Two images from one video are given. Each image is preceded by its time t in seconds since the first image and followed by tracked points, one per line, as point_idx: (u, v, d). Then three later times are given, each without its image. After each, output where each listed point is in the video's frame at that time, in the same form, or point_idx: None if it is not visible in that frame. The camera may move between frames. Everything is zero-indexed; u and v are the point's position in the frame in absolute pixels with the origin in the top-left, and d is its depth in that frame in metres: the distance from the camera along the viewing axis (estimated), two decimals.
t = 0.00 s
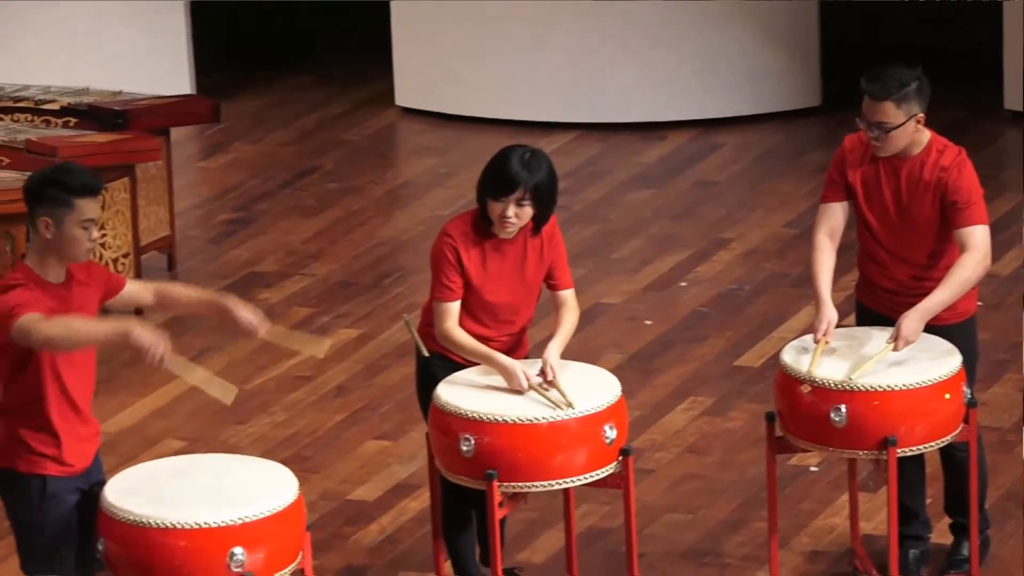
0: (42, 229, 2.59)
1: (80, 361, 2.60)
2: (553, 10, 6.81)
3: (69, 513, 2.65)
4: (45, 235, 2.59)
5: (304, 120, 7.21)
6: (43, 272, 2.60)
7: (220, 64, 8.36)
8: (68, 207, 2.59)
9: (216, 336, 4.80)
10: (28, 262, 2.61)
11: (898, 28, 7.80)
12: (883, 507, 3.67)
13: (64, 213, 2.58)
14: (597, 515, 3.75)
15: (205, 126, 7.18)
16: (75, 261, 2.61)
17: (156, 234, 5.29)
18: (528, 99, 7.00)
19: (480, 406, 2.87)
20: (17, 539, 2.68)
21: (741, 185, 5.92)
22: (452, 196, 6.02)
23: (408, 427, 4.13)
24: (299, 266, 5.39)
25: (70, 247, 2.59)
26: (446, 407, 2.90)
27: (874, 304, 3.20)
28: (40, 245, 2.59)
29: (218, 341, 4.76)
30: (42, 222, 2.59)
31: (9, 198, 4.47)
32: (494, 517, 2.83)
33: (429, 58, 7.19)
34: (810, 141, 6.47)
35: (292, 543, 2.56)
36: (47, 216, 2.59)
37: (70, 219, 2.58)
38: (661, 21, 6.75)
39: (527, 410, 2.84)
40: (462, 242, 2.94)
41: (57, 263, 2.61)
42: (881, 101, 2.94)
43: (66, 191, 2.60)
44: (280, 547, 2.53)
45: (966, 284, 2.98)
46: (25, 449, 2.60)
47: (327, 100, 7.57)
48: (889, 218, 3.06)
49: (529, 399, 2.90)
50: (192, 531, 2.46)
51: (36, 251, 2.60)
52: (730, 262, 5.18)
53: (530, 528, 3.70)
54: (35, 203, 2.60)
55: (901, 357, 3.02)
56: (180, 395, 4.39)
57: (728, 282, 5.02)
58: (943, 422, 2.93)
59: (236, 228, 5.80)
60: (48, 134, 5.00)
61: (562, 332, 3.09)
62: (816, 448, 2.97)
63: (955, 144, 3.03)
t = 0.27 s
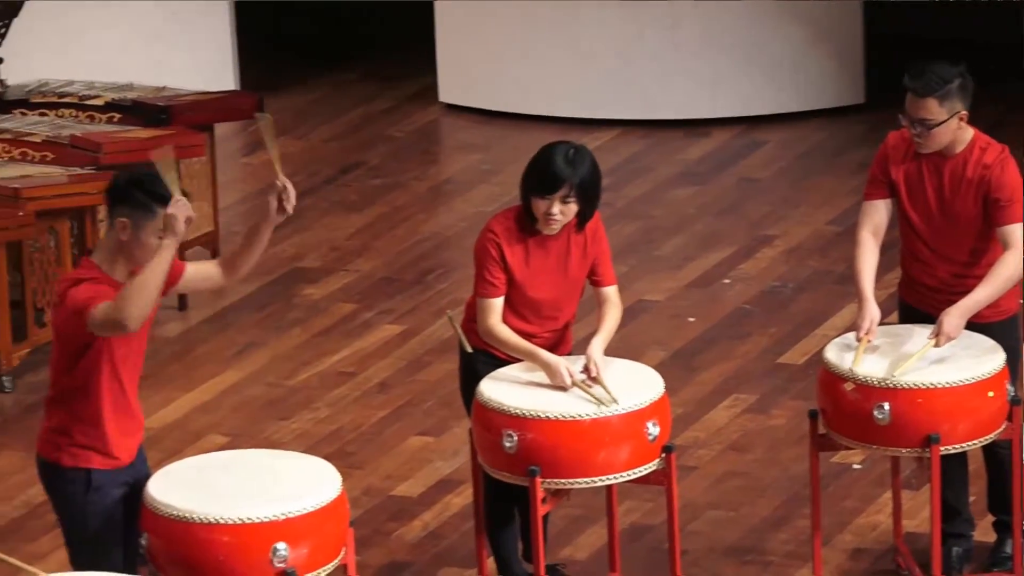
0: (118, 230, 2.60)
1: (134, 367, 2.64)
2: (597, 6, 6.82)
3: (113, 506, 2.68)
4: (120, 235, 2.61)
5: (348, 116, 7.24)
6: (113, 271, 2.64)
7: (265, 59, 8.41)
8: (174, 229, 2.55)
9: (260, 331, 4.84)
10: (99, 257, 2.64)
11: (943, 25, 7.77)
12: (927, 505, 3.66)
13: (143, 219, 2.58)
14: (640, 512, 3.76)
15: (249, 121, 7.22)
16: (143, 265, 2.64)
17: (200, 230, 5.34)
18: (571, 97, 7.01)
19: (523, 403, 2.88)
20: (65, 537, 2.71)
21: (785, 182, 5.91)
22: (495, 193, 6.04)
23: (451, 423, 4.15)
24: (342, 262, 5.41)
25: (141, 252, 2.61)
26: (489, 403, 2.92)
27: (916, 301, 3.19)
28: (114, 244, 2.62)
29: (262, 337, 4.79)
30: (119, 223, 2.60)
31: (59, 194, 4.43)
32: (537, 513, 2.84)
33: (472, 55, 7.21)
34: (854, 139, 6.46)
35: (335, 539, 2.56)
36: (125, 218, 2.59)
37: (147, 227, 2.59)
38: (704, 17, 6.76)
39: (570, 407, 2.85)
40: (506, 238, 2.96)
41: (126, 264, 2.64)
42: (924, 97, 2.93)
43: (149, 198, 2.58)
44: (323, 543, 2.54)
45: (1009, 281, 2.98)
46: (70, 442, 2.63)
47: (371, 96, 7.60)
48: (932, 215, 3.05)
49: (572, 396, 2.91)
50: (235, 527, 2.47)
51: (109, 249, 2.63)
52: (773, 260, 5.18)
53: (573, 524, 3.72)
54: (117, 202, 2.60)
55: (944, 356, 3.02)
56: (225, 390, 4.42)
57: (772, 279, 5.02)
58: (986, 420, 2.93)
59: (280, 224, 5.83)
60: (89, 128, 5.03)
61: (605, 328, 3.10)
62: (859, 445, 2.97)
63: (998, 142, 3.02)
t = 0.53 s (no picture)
0: (208, 247, 2.54)
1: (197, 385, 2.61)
2: None
3: (154, 498, 2.65)
4: (210, 253, 2.54)
5: (400, 107, 7.28)
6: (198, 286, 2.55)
7: (319, 51, 8.46)
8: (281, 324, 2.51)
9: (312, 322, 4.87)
10: (185, 267, 2.57)
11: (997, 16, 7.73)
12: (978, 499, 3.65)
13: (234, 240, 2.53)
14: (691, 504, 3.77)
15: (302, 112, 7.27)
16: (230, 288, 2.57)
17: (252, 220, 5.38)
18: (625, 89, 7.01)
19: (575, 395, 2.90)
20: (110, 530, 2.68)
21: (837, 175, 5.90)
22: (547, 184, 6.05)
23: (502, 414, 4.17)
24: (394, 253, 5.45)
25: (229, 273, 2.55)
26: (540, 395, 2.93)
27: (968, 294, 3.18)
28: (203, 260, 2.55)
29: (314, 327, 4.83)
30: (209, 240, 2.54)
31: (111, 184, 4.47)
32: (588, 505, 2.84)
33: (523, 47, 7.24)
34: (907, 132, 6.43)
35: (385, 530, 2.57)
36: (216, 237, 2.53)
37: (238, 249, 2.53)
38: (755, 9, 6.75)
39: (621, 399, 2.86)
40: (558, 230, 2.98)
41: (212, 282, 2.56)
42: (976, 90, 2.92)
43: (243, 221, 2.52)
44: (374, 534, 2.54)
45: None
46: (110, 433, 2.62)
47: (424, 88, 7.63)
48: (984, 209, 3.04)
49: (624, 388, 2.92)
50: (287, 517, 2.47)
51: (197, 264, 2.55)
52: (825, 252, 5.17)
53: (624, 516, 3.73)
54: (208, 219, 2.55)
55: (996, 349, 3.01)
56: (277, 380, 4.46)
57: (824, 272, 5.01)
58: None
59: (332, 215, 5.87)
60: (142, 117, 5.08)
61: (656, 320, 3.11)
62: (910, 438, 2.96)
63: None
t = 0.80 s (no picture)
0: (258, 243, 2.56)
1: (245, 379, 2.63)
2: None
3: (199, 487, 2.68)
4: (260, 249, 2.56)
5: (442, 98, 7.31)
6: (246, 280, 2.58)
7: (361, 42, 8.49)
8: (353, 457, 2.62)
9: (354, 313, 4.90)
10: (234, 262, 2.59)
11: None
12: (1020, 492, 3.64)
13: (285, 235, 2.55)
14: (731, 496, 3.78)
15: (344, 103, 7.30)
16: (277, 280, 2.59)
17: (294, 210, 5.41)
18: (664, 80, 7.05)
19: (616, 387, 2.90)
20: (155, 519, 2.71)
21: (879, 167, 5.88)
22: (588, 175, 6.06)
23: (543, 406, 4.19)
24: (435, 244, 5.47)
25: (280, 268, 2.56)
26: (580, 387, 2.95)
27: (1008, 287, 3.18)
28: (253, 255, 2.57)
29: (355, 318, 4.86)
30: (260, 236, 2.56)
31: (155, 174, 4.51)
32: (629, 496, 2.85)
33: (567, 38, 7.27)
34: (950, 124, 6.40)
35: (423, 520, 2.58)
36: (267, 233, 2.56)
37: (288, 243, 2.55)
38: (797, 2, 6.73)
39: (662, 390, 2.87)
40: (601, 223, 2.98)
41: (262, 277, 2.58)
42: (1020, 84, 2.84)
43: (293, 216, 2.55)
44: (414, 524, 2.56)
45: None
46: (156, 424, 2.65)
47: (466, 79, 7.65)
48: None
49: (665, 381, 2.93)
50: (328, 507, 2.49)
51: (248, 259, 2.57)
52: (867, 244, 5.15)
53: (664, 507, 3.74)
54: (258, 214, 2.57)
55: None
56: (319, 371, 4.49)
57: (865, 264, 5.00)
58: None
59: (373, 206, 5.90)
60: (186, 108, 5.11)
61: (698, 313, 3.12)
62: (951, 430, 2.96)
63: None
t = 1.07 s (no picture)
0: (277, 232, 2.57)
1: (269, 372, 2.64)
2: None
3: (221, 482, 2.69)
4: (279, 238, 2.57)
5: (464, 93, 7.33)
6: (266, 268, 2.59)
7: (385, 37, 8.51)
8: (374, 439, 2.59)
9: (376, 308, 4.91)
10: (254, 252, 2.60)
11: None
12: None
13: (303, 222, 2.57)
14: (753, 492, 3.78)
15: (367, 99, 7.32)
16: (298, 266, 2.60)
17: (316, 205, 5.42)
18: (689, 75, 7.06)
19: (638, 382, 2.91)
20: (178, 513, 2.72)
21: (901, 163, 5.86)
22: (611, 171, 6.06)
23: (565, 402, 4.20)
24: (458, 240, 5.47)
25: (300, 255, 2.57)
26: (603, 382, 2.95)
27: None
28: (272, 244, 2.58)
29: (376, 313, 4.87)
30: (278, 225, 2.57)
31: (177, 169, 4.53)
32: (651, 492, 2.85)
33: (592, 33, 7.29)
34: (973, 120, 6.38)
35: (444, 515, 2.58)
36: (285, 221, 2.57)
37: (307, 229, 2.56)
38: None
39: (684, 386, 2.87)
40: (622, 216, 2.99)
41: (280, 265, 2.59)
42: None
43: (310, 201, 2.57)
44: (436, 519, 2.56)
45: None
46: (183, 417, 2.66)
47: (490, 74, 7.66)
48: None
49: (686, 376, 2.93)
50: (348, 503, 2.50)
51: (266, 247, 2.58)
52: (889, 240, 5.14)
53: (685, 504, 3.74)
54: (276, 202, 2.59)
55: None
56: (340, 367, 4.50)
57: (888, 260, 4.99)
58: None
59: (396, 201, 5.91)
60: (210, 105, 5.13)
61: (720, 308, 3.12)
62: (974, 427, 2.95)
63: None
